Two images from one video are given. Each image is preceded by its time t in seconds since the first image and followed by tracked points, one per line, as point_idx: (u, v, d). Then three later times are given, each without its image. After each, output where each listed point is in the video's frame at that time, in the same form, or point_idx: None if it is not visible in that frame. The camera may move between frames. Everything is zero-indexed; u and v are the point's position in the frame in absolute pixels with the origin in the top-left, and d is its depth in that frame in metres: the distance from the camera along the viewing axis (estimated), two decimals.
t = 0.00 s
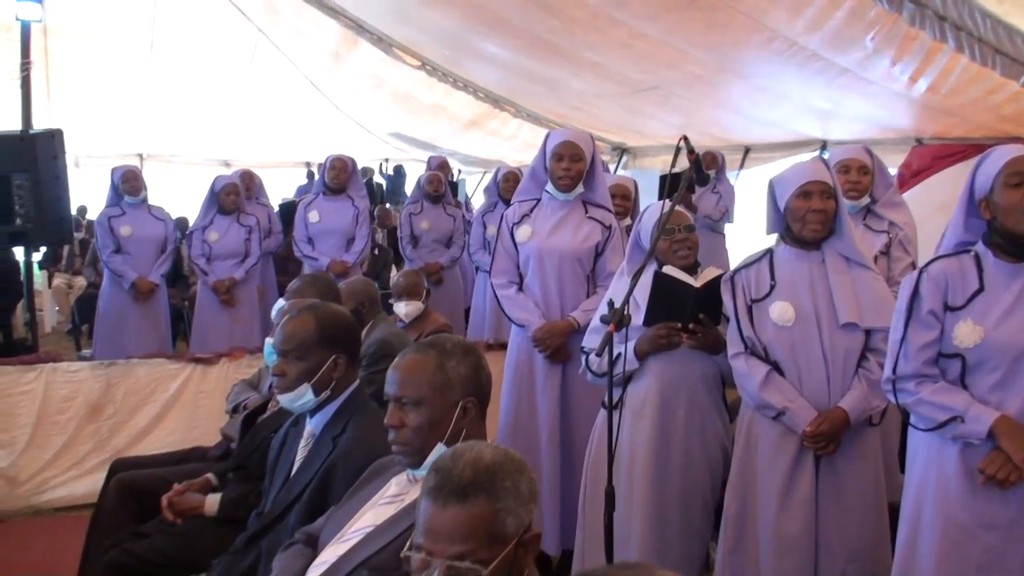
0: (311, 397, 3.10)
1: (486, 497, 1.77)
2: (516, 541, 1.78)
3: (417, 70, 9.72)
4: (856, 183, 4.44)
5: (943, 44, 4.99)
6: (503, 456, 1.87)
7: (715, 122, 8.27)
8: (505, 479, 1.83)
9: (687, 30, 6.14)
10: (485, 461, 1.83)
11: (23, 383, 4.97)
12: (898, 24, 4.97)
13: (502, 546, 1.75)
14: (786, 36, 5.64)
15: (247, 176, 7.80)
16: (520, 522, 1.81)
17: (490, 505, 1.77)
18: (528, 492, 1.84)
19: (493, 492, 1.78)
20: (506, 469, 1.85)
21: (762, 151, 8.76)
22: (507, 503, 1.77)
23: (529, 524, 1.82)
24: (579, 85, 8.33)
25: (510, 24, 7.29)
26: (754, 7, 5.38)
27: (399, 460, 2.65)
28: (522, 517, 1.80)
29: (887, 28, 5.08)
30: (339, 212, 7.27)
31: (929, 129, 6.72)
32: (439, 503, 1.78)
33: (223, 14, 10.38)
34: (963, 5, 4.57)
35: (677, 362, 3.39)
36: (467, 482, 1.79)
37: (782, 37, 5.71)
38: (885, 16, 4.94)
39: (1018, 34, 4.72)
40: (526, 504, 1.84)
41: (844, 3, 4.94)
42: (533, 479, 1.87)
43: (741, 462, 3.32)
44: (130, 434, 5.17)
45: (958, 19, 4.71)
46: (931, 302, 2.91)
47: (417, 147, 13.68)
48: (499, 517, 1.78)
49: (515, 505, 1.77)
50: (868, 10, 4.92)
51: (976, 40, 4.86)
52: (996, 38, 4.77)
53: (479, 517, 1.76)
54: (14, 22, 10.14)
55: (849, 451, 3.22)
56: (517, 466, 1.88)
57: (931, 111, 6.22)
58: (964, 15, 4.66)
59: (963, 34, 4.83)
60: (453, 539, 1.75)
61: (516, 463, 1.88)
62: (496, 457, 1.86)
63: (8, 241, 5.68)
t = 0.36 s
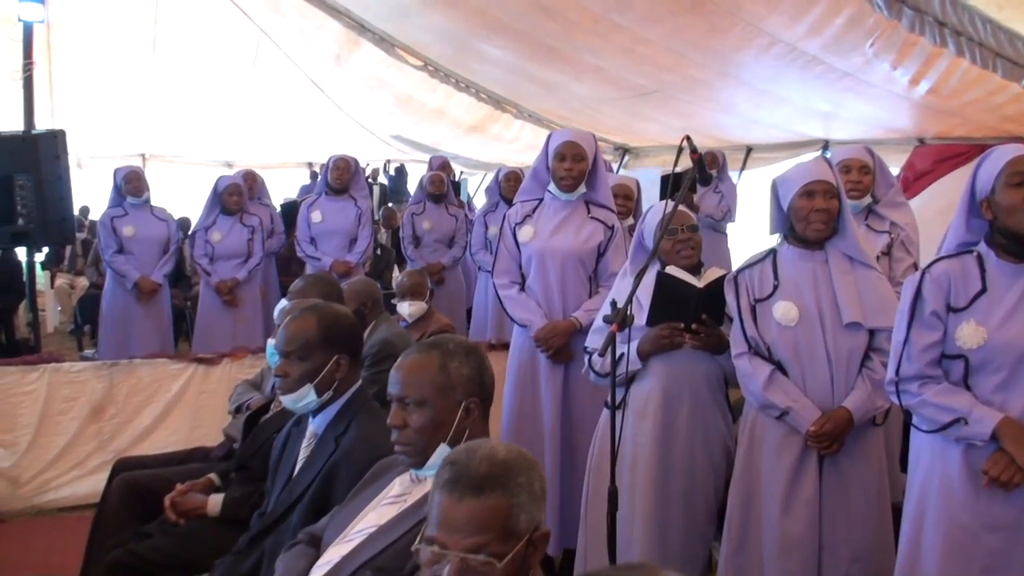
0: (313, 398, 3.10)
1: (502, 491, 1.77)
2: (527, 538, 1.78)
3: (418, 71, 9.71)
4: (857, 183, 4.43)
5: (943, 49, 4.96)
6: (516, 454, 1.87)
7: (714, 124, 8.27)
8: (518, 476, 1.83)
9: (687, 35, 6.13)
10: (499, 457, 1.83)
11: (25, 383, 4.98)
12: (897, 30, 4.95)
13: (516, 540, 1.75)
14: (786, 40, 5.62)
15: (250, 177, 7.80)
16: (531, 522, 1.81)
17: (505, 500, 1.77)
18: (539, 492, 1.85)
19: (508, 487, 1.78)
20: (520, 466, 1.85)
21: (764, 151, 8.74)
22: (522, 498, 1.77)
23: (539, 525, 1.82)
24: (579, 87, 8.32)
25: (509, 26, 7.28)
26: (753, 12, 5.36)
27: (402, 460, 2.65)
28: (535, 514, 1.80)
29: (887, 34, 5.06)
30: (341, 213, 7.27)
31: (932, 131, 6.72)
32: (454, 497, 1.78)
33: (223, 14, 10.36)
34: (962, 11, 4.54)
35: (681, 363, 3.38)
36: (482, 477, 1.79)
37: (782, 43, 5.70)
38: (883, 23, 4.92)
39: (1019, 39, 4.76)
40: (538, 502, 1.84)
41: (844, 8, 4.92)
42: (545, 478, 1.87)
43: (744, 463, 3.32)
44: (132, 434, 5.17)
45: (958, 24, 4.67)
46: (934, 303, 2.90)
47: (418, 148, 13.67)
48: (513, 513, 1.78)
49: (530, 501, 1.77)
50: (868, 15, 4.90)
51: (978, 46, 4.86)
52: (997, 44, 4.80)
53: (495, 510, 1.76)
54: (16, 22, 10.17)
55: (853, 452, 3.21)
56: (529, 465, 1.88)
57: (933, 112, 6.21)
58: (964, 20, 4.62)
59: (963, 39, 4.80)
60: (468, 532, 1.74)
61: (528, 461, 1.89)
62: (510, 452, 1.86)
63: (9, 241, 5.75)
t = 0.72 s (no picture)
0: (310, 401, 2.99)
1: (520, 496, 1.71)
2: (541, 546, 1.73)
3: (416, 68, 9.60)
4: (869, 177, 4.32)
5: (957, 43, 4.87)
6: (534, 458, 1.81)
7: (719, 120, 8.14)
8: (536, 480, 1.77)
9: (692, 31, 6.02)
10: (517, 460, 1.77)
11: (13, 385, 4.83)
12: (910, 25, 4.84)
13: (532, 547, 1.69)
14: (794, 36, 5.51)
15: (245, 173, 7.68)
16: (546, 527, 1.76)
17: (523, 506, 1.71)
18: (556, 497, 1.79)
19: (526, 492, 1.72)
20: (535, 470, 1.79)
21: (772, 147, 8.61)
22: (540, 505, 1.71)
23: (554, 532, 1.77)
24: (581, 83, 8.19)
25: (508, 23, 7.16)
26: (760, 9, 5.25)
27: (400, 464, 2.53)
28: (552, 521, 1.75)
29: (899, 28, 4.95)
30: (338, 210, 7.16)
31: (947, 125, 6.63)
32: (472, 499, 1.71)
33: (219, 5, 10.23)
34: (978, 5, 4.45)
35: (689, 365, 3.28)
36: (501, 480, 1.73)
37: (790, 39, 5.60)
38: (895, 17, 4.81)
39: None
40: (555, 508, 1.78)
41: (853, 4, 4.79)
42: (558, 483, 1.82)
43: (755, 468, 3.21)
44: (122, 438, 5.06)
45: (972, 19, 4.59)
46: (952, 304, 2.79)
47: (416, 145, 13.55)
48: (531, 518, 1.72)
49: (547, 507, 1.71)
50: (878, 11, 4.78)
51: (993, 40, 4.81)
52: (1012, 37, 4.74)
53: (513, 515, 1.70)
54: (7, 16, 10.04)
55: (867, 457, 3.11)
56: (546, 470, 1.82)
57: (946, 107, 6.10)
58: (980, 15, 4.55)
59: (978, 35, 4.75)
60: (484, 536, 1.68)
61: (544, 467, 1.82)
62: (527, 457, 1.80)
63: None
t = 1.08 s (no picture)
0: (312, 403, 2.97)
1: (519, 492, 1.68)
2: (540, 545, 1.70)
3: (418, 66, 9.59)
4: (876, 177, 4.28)
5: (963, 43, 4.87)
6: (534, 457, 1.78)
7: (734, 116, 8.10)
8: (535, 479, 1.74)
9: (697, 27, 6.00)
10: (516, 459, 1.74)
11: (14, 385, 4.84)
12: (916, 25, 4.84)
13: (531, 544, 1.67)
14: (800, 33, 5.49)
15: (246, 172, 7.67)
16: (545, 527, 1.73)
17: (522, 502, 1.68)
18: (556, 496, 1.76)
19: (526, 489, 1.70)
20: (536, 469, 1.77)
21: (778, 146, 8.60)
22: (539, 502, 1.68)
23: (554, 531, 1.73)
24: (587, 78, 8.15)
25: (513, 19, 7.14)
26: (767, 7, 5.23)
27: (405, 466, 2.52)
28: (551, 520, 1.71)
29: (905, 28, 4.94)
30: (341, 210, 7.14)
31: (954, 124, 6.62)
32: (471, 496, 1.69)
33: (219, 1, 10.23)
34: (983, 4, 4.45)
35: (695, 366, 3.26)
36: (500, 477, 1.71)
37: (795, 36, 5.58)
38: (900, 19, 4.81)
39: None
40: (554, 508, 1.75)
41: (860, 4, 4.79)
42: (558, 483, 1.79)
43: (761, 470, 3.19)
44: (125, 438, 5.05)
45: (979, 19, 4.60)
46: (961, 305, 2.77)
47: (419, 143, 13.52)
48: (530, 516, 1.69)
49: (546, 505, 1.68)
50: (884, 12, 4.78)
51: (998, 41, 4.80)
52: (1019, 38, 4.73)
53: (510, 511, 1.67)
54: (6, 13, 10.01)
55: (874, 459, 3.09)
56: (546, 469, 1.79)
57: (952, 105, 6.09)
58: (986, 15, 4.55)
59: (984, 35, 4.76)
60: (483, 530, 1.66)
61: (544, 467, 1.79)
62: (528, 456, 1.77)
63: None
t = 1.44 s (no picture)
0: (296, 409, 2.84)
1: (508, 496, 1.64)
2: (536, 551, 1.64)
3: (419, 58, 9.49)
4: (897, 175, 4.19)
5: (990, 31, 4.74)
6: (528, 464, 1.74)
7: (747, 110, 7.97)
8: (529, 483, 1.70)
9: (710, 15, 5.89)
10: (510, 464, 1.71)
11: None
12: (940, 11, 4.72)
13: (521, 550, 1.61)
14: (819, 20, 5.37)
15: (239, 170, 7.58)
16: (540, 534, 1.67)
17: (511, 505, 1.64)
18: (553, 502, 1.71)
19: (516, 493, 1.65)
20: (531, 474, 1.72)
21: (794, 143, 8.45)
22: (530, 506, 1.64)
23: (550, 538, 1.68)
24: (598, 71, 7.98)
25: (521, 8, 7.02)
26: None
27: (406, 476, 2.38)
28: (544, 527, 1.66)
29: (928, 15, 4.81)
30: (338, 209, 7.00)
31: (978, 119, 6.46)
32: (459, 499, 1.66)
33: None
34: None
35: (708, 373, 3.13)
36: (489, 480, 1.67)
37: (814, 23, 5.46)
38: (924, 4, 4.69)
39: None
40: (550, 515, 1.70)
41: None
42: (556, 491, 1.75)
43: (778, 483, 3.05)
44: (116, 444, 4.90)
45: (1006, 6, 4.44)
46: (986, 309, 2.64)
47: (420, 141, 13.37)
48: (521, 522, 1.64)
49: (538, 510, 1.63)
50: None
51: None
52: None
53: (499, 515, 1.63)
54: None
55: (896, 471, 2.95)
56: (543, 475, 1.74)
57: (977, 97, 5.91)
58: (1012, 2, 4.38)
59: (1012, 22, 4.57)
60: (471, 534, 1.62)
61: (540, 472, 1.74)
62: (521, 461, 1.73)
63: None
